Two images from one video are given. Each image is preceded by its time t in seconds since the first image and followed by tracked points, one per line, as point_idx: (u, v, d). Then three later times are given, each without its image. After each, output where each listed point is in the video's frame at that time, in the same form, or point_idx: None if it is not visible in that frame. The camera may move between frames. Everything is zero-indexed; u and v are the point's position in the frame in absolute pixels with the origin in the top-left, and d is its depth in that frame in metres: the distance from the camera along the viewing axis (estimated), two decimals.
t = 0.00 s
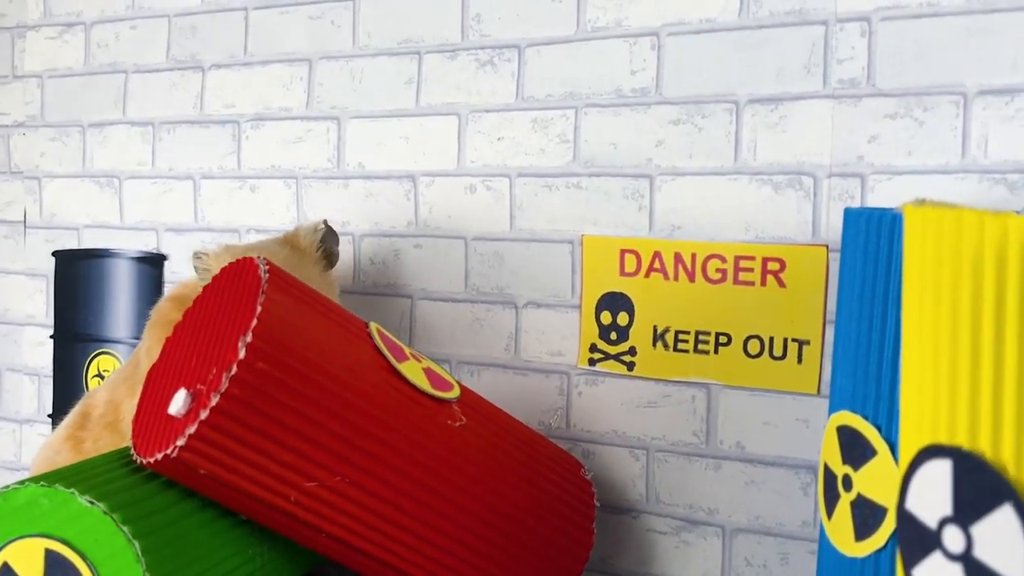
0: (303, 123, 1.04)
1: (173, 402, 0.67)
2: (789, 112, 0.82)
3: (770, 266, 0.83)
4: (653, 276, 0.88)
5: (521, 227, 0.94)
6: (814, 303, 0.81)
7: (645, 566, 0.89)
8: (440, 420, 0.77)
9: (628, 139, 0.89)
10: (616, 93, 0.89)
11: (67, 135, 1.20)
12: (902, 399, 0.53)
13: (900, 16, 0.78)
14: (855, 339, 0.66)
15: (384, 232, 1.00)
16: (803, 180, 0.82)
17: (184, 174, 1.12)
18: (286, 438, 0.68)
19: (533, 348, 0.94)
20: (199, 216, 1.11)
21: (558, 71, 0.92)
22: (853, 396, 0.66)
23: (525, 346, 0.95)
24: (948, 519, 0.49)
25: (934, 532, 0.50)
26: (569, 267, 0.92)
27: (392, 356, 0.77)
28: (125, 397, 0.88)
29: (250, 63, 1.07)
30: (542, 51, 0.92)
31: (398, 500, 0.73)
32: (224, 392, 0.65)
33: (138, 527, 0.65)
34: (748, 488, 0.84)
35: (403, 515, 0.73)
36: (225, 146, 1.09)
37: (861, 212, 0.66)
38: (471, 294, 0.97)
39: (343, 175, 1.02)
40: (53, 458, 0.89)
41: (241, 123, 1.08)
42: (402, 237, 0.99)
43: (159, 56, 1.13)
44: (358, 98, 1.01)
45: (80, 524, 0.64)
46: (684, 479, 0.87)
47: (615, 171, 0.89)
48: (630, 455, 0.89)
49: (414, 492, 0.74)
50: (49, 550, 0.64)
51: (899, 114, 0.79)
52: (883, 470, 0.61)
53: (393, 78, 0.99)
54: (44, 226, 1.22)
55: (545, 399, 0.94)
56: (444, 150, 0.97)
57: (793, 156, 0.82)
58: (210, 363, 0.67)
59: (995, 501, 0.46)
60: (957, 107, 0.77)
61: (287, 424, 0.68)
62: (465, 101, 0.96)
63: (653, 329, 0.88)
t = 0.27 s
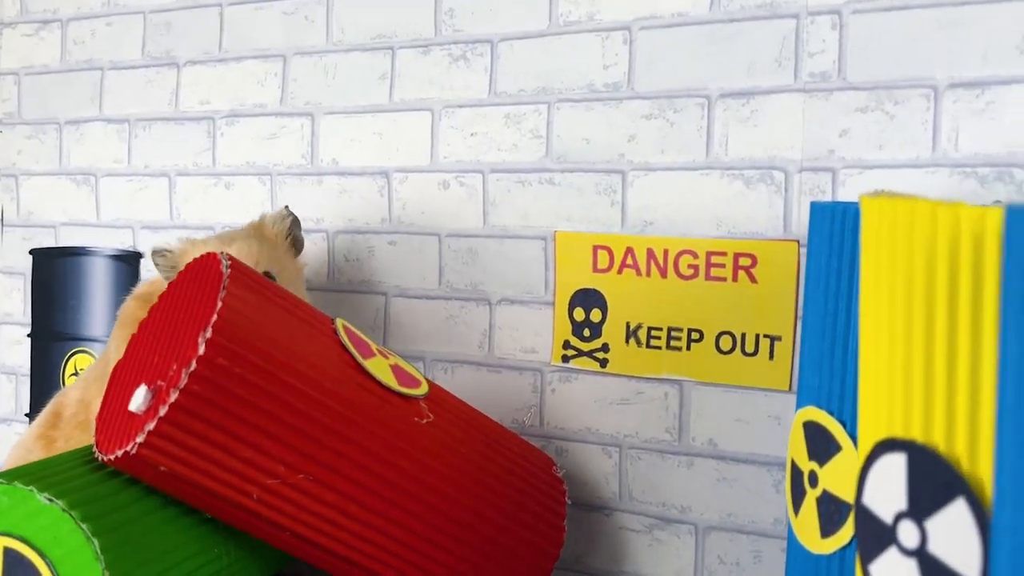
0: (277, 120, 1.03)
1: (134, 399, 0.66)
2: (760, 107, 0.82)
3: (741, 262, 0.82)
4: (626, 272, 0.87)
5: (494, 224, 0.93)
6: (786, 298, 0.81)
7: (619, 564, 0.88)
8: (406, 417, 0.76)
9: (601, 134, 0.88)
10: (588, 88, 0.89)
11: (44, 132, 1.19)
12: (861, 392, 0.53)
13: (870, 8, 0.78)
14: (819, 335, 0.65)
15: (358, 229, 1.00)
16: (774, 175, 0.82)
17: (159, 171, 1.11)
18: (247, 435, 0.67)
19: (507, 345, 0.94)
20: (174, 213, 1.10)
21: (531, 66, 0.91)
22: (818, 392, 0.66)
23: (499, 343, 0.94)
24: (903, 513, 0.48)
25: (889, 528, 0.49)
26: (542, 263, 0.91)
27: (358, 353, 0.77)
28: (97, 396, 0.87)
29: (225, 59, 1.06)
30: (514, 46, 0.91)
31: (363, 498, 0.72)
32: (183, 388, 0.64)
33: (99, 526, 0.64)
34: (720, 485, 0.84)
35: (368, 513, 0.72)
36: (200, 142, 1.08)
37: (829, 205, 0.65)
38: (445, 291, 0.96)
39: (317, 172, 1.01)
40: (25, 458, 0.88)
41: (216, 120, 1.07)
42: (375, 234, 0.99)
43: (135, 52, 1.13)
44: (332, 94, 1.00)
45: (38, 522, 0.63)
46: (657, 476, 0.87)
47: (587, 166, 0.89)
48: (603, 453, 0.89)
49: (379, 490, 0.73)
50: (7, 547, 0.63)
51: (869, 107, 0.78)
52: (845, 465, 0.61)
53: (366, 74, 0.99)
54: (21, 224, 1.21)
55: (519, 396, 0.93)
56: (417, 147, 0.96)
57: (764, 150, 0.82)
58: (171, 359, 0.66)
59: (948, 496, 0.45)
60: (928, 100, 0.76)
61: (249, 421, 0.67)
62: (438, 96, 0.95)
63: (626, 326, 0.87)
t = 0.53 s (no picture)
0: (255, 119, 1.03)
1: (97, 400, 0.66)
2: (734, 105, 0.81)
3: (715, 261, 0.82)
4: (600, 272, 0.86)
5: (470, 223, 0.93)
6: (759, 297, 0.80)
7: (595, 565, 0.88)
8: (372, 417, 0.76)
9: (575, 133, 0.88)
10: (563, 86, 0.88)
11: (24, 132, 1.19)
12: (821, 391, 0.52)
13: (843, 5, 0.77)
14: (784, 334, 0.64)
15: (336, 229, 0.99)
16: (747, 174, 0.81)
17: (138, 171, 1.11)
18: (212, 436, 0.67)
19: (483, 345, 0.93)
20: (153, 213, 1.10)
21: (506, 65, 0.90)
22: (784, 391, 0.65)
23: (475, 343, 0.93)
24: (858, 515, 0.47)
25: (846, 528, 0.48)
26: (518, 263, 0.91)
27: (326, 353, 0.76)
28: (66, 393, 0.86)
29: (203, 58, 1.06)
30: (490, 44, 0.91)
31: (331, 499, 0.72)
32: (145, 389, 0.63)
33: (61, 527, 0.65)
34: (694, 485, 0.83)
35: (335, 513, 0.72)
36: (178, 142, 1.08)
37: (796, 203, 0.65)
38: (422, 291, 0.96)
39: (294, 171, 1.01)
40: None
41: (194, 119, 1.07)
42: (352, 233, 0.98)
43: (114, 52, 1.12)
44: (308, 93, 1.00)
45: (4, 523, 0.65)
46: (632, 476, 0.86)
47: (562, 165, 0.88)
48: (578, 454, 0.89)
49: (346, 490, 0.73)
50: None
51: (843, 105, 0.78)
52: (806, 466, 0.60)
53: (343, 72, 0.98)
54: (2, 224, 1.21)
55: (495, 397, 0.93)
56: (393, 146, 0.96)
57: (738, 149, 0.81)
58: (134, 360, 0.66)
59: (904, 498, 0.44)
60: (901, 98, 0.76)
61: (214, 422, 0.67)
62: (415, 95, 0.95)
63: (601, 326, 0.87)
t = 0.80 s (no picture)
0: (257, 119, 1.04)
1: (101, 396, 0.67)
2: (732, 105, 0.82)
3: (713, 260, 0.82)
4: (600, 270, 0.87)
5: (470, 222, 0.93)
6: (756, 295, 0.81)
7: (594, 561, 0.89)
8: (372, 414, 0.77)
9: (575, 132, 0.88)
10: (562, 86, 0.89)
11: (27, 132, 1.20)
12: (817, 386, 0.52)
13: (840, 6, 0.78)
14: (783, 331, 0.64)
15: (337, 228, 1.00)
16: (745, 173, 0.82)
17: (140, 170, 1.12)
18: (214, 431, 0.67)
19: (483, 343, 0.94)
20: (155, 212, 1.11)
21: (506, 65, 0.91)
22: (782, 387, 0.66)
23: (475, 341, 0.94)
24: (852, 507, 0.48)
25: (840, 521, 0.49)
26: (517, 261, 0.91)
27: (327, 350, 0.77)
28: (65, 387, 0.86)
29: (205, 58, 1.07)
30: (490, 44, 0.92)
31: (332, 494, 0.73)
32: (147, 385, 0.64)
33: (65, 522, 0.66)
34: (692, 482, 0.84)
35: (336, 509, 0.73)
36: (180, 142, 1.09)
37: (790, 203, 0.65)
38: (422, 289, 0.96)
39: (296, 171, 1.02)
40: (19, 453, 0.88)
41: (196, 119, 1.08)
42: (353, 232, 0.99)
43: (116, 52, 1.13)
44: (310, 93, 1.01)
45: (9, 517, 0.66)
46: (630, 473, 0.87)
47: (561, 164, 0.89)
48: (577, 451, 0.90)
49: (347, 486, 0.73)
50: None
51: (839, 104, 0.78)
52: (802, 461, 0.61)
53: (344, 72, 0.99)
54: (5, 223, 1.22)
55: (494, 394, 0.93)
56: (394, 146, 0.97)
57: (735, 148, 0.82)
58: (137, 356, 0.66)
59: (895, 490, 0.45)
60: (897, 98, 0.76)
61: (216, 417, 0.67)
62: (415, 95, 0.95)
63: (600, 324, 0.87)
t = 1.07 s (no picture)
0: (250, 113, 1.04)
1: (93, 387, 0.67)
2: (723, 98, 0.82)
3: (704, 252, 0.83)
4: (592, 263, 0.87)
5: (463, 215, 0.94)
6: (748, 288, 0.81)
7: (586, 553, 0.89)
8: (365, 406, 0.77)
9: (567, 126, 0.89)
10: (554, 79, 0.89)
11: (21, 127, 1.20)
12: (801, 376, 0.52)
13: None
14: (772, 321, 0.65)
15: (330, 222, 1.00)
16: (736, 165, 0.82)
17: (135, 164, 1.12)
18: (206, 421, 0.68)
19: (476, 336, 0.94)
20: (149, 206, 1.11)
21: (498, 58, 0.91)
22: (772, 378, 0.66)
23: (468, 334, 0.94)
24: (838, 493, 0.48)
25: (826, 507, 0.49)
26: (510, 254, 0.91)
27: (319, 342, 0.77)
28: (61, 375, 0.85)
29: (199, 53, 1.07)
30: (483, 38, 0.92)
31: (324, 485, 0.73)
32: (139, 374, 0.64)
33: (56, 511, 0.67)
34: (684, 474, 0.85)
35: (329, 500, 0.73)
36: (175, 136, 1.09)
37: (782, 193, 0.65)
38: (415, 283, 0.97)
39: (289, 164, 1.02)
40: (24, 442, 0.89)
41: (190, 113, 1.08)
42: (346, 226, 0.99)
43: (111, 47, 1.13)
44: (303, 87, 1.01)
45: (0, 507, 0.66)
46: (622, 464, 0.88)
47: (553, 157, 0.89)
48: (570, 443, 0.90)
49: (339, 477, 0.73)
50: None
51: (830, 97, 0.79)
52: (790, 450, 0.61)
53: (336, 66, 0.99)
54: None
55: (487, 387, 0.94)
56: (388, 139, 0.97)
57: (727, 141, 0.83)
58: (129, 346, 0.66)
59: (880, 476, 0.45)
60: (887, 90, 0.77)
61: (208, 408, 0.68)
62: (409, 88, 0.96)
63: (592, 317, 0.88)
